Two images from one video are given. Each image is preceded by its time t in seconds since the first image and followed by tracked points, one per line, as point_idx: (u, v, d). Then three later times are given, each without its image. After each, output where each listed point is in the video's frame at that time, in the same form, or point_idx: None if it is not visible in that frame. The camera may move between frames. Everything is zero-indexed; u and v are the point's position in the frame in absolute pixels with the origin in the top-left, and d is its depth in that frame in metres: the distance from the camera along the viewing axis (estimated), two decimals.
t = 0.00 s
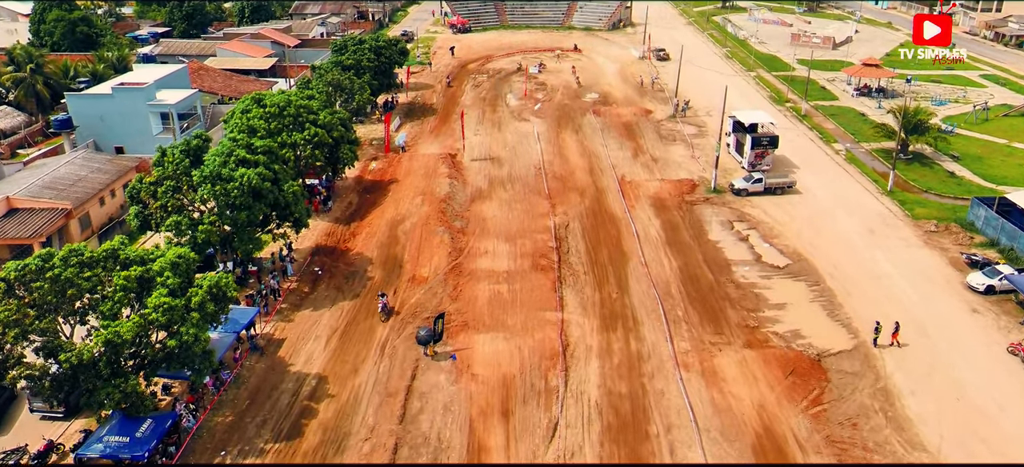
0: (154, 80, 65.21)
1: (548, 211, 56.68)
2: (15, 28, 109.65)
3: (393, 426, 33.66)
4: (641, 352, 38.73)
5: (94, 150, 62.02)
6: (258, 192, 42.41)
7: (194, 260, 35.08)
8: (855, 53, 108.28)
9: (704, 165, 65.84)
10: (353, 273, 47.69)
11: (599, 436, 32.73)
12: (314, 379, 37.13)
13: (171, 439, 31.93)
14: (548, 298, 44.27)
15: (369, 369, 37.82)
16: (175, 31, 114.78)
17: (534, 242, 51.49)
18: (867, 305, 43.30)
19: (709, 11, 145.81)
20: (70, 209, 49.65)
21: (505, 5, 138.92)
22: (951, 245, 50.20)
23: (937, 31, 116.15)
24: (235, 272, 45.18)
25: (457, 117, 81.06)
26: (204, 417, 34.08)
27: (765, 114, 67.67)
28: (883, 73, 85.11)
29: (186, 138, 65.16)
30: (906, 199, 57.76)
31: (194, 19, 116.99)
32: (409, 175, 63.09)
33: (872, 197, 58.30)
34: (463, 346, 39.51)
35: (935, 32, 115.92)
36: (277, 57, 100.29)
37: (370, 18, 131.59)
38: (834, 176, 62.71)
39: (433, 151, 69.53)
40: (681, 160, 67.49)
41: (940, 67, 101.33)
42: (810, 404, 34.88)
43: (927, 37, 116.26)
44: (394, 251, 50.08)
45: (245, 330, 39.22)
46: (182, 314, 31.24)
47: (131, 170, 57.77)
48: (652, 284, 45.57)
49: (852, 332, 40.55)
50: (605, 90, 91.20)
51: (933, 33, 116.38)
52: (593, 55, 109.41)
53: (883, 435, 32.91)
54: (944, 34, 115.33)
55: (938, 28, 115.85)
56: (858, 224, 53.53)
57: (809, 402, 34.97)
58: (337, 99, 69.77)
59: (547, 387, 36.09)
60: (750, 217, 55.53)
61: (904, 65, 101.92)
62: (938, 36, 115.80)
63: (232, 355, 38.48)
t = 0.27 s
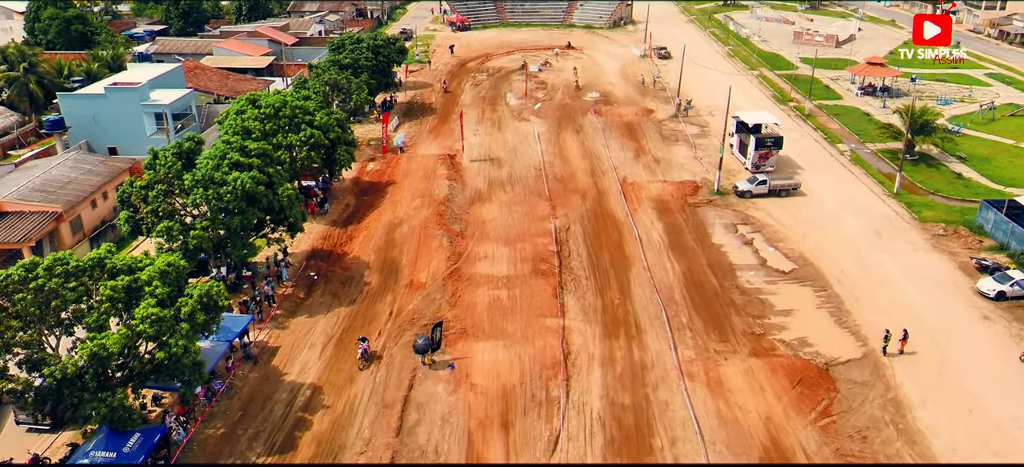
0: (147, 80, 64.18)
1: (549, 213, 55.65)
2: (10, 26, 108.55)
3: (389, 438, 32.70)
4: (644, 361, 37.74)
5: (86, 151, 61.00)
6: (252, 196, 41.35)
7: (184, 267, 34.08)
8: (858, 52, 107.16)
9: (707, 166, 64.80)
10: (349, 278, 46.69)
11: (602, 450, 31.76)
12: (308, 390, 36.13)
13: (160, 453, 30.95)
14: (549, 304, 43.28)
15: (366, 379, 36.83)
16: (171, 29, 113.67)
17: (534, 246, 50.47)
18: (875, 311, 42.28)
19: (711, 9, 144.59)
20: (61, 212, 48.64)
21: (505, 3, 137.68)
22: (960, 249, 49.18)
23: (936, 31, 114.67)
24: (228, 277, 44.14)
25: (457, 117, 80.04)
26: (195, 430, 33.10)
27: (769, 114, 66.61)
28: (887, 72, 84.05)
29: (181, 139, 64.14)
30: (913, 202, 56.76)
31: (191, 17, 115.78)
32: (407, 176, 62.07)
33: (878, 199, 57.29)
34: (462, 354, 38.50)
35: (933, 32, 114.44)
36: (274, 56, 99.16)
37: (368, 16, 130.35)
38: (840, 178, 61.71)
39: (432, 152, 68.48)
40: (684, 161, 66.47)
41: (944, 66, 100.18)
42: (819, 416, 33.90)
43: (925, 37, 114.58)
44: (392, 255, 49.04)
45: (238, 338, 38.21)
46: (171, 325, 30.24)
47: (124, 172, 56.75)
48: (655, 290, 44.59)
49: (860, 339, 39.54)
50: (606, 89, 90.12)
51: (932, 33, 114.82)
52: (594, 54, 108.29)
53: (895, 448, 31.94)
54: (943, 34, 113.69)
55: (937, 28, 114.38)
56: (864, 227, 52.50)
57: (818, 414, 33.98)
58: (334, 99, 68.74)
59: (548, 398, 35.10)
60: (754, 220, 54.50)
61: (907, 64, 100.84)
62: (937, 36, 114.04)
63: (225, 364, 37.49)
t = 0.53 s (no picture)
0: (142, 78, 63.30)
1: (549, 215, 54.76)
2: (6, 23, 107.52)
3: (386, 449, 31.87)
4: (647, 368, 36.90)
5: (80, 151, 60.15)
6: (246, 199, 40.42)
7: (176, 273, 33.18)
8: (862, 49, 106.13)
9: (710, 166, 63.89)
10: (346, 281, 45.83)
11: (604, 461, 30.93)
12: (303, 398, 35.30)
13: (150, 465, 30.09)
14: (550, 309, 42.41)
15: (362, 387, 36.00)
16: (168, 26, 112.60)
17: (535, 248, 49.59)
18: (883, 315, 41.41)
19: (713, 5, 143.45)
20: (53, 214, 47.78)
21: None
22: (968, 251, 48.31)
23: (936, 31, 111.27)
24: (223, 281, 43.29)
25: (456, 115, 79.11)
26: (187, 440, 32.26)
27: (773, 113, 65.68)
28: (892, 70, 83.10)
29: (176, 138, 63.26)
30: (920, 202, 55.89)
31: (188, 13, 114.70)
32: (406, 176, 61.15)
33: (884, 200, 56.40)
34: (461, 361, 37.67)
35: (934, 32, 111.02)
36: (272, 53, 98.15)
37: (367, 12, 129.27)
38: (845, 178, 60.81)
39: (431, 151, 67.57)
40: (686, 160, 65.55)
41: (949, 63, 99.19)
42: (827, 425, 33.07)
43: (925, 37, 111.30)
44: (390, 257, 48.18)
45: (232, 344, 37.36)
46: (161, 334, 29.35)
47: (118, 172, 55.91)
48: (658, 294, 43.73)
49: (868, 345, 38.70)
50: (607, 87, 89.17)
51: (932, 33, 111.47)
52: (595, 51, 107.27)
53: (905, 459, 31.11)
54: (944, 33, 110.45)
55: (937, 27, 111.08)
56: (870, 228, 51.62)
57: (826, 423, 33.15)
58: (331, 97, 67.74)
59: (549, 407, 34.26)
60: (758, 221, 53.61)
61: (911, 61, 99.78)
62: (937, 36, 110.73)
63: (218, 371, 36.64)
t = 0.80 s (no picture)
0: (136, 76, 62.28)
1: (550, 216, 53.76)
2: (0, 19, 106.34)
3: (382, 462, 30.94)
4: (650, 377, 35.94)
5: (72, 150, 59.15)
6: (239, 202, 39.42)
7: (165, 281, 32.21)
8: (865, 46, 104.97)
9: (713, 166, 62.86)
10: (342, 285, 44.85)
11: None
12: (297, 408, 34.35)
13: None
14: (551, 314, 41.45)
15: (358, 396, 35.05)
16: (165, 22, 111.38)
17: (535, 251, 48.61)
18: (891, 322, 40.42)
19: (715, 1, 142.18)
20: (43, 216, 46.71)
21: None
22: (978, 254, 47.31)
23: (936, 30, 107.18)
24: (216, 286, 42.31)
25: (455, 114, 78.04)
26: (177, 452, 31.31)
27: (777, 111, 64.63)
28: (896, 67, 82.00)
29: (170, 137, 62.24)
30: (927, 203, 54.90)
31: (184, 9, 113.47)
32: (404, 176, 60.13)
33: (891, 201, 55.41)
34: (459, 369, 36.72)
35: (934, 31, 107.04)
36: (269, 50, 97.00)
37: (366, 8, 128.06)
38: (850, 178, 59.79)
39: (430, 151, 66.53)
40: (689, 160, 64.53)
41: (954, 59, 97.99)
42: (836, 437, 32.13)
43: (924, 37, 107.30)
44: (387, 260, 47.20)
45: (224, 352, 36.38)
46: (148, 345, 28.39)
47: (111, 172, 54.89)
48: (661, 298, 42.77)
49: (877, 352, 37.74)
50: (608, 84, 88.09)
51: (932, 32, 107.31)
52: (596, 47, 106.12)
53: None
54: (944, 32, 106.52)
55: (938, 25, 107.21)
56: (877, 230, 50.62)
57: (835, 435, 32.21)
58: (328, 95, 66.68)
59: (550, 417, 33.32)
60: (763, 223, 52.60)
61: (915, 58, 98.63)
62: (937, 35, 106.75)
63: (210, 379, 35.67)
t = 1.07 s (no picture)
0: (129, 74, 61.21)
1: (550, 217, 52.79)
2: None
3: None
4: (654, 385, 34.99)
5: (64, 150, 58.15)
6: (232, 206, 38.39)
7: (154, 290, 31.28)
8: (869, 42, 103.77)
9: (716, 165, 61.85)
10: (338, 289, 43.88)
11: None
12: (291, 418, 33.40)
13: None
14: (552, 319, 40.50)
15: (353, 406, 34.11)
16: (160, 18, 110.15)
17: (535, 254, 47.63)
18: (900, 327, 39.48)
19: None
20: (32, 218, 45.53)
21: None
22: (987, 257, 46.33)
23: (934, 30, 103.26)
24: (209, 291, 41.35)
25: (454, 112, 76.98)
26: None
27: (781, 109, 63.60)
28: (902, 64, 80.87)
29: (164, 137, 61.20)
30: (935, 204, 53.90)
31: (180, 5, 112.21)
32: (402, 176, 59.13)
33: (897, 202, 54.47)
34: (458, 377, 35.78)
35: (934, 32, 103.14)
36: (266, 47, 95.85)
37: (364, 4, 126.86)
38: (856, 178, 58.79)
39: (428, 150, 65.51)
40: (691, 159, 63.53)
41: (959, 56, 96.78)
42: (845, 449, 31.19)
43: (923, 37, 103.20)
44: (384, 263, 46.22)
45: (217, 360, 35.43)
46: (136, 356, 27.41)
47: (103, 173, 53.84)
48: (664, 302, 41.83)
49: (886, 360, 36.78)
50: (609, 82, 87.00)
51: (931, 33, 103.37)
52: (596, 44, 104.94)
53: None
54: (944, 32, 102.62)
55: (937, 26, 103.19)
56: (884, 232, 49.62)
57: (845, 447, 31.27)
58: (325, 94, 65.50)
59: (551, 428, 32.38)
60: (767, 224, 51.63)
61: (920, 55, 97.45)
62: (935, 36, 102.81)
63: (202, 389, 34.70)
